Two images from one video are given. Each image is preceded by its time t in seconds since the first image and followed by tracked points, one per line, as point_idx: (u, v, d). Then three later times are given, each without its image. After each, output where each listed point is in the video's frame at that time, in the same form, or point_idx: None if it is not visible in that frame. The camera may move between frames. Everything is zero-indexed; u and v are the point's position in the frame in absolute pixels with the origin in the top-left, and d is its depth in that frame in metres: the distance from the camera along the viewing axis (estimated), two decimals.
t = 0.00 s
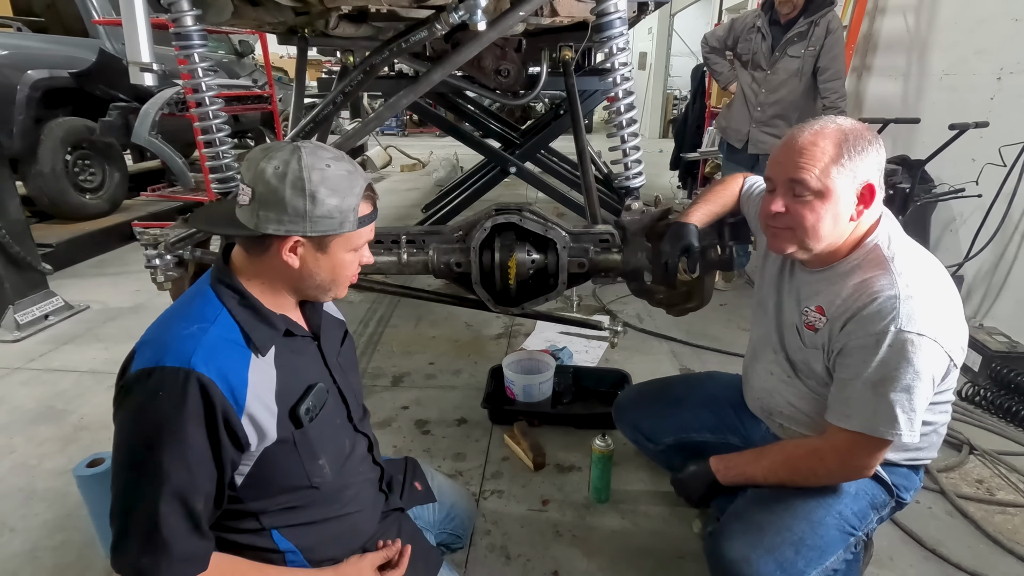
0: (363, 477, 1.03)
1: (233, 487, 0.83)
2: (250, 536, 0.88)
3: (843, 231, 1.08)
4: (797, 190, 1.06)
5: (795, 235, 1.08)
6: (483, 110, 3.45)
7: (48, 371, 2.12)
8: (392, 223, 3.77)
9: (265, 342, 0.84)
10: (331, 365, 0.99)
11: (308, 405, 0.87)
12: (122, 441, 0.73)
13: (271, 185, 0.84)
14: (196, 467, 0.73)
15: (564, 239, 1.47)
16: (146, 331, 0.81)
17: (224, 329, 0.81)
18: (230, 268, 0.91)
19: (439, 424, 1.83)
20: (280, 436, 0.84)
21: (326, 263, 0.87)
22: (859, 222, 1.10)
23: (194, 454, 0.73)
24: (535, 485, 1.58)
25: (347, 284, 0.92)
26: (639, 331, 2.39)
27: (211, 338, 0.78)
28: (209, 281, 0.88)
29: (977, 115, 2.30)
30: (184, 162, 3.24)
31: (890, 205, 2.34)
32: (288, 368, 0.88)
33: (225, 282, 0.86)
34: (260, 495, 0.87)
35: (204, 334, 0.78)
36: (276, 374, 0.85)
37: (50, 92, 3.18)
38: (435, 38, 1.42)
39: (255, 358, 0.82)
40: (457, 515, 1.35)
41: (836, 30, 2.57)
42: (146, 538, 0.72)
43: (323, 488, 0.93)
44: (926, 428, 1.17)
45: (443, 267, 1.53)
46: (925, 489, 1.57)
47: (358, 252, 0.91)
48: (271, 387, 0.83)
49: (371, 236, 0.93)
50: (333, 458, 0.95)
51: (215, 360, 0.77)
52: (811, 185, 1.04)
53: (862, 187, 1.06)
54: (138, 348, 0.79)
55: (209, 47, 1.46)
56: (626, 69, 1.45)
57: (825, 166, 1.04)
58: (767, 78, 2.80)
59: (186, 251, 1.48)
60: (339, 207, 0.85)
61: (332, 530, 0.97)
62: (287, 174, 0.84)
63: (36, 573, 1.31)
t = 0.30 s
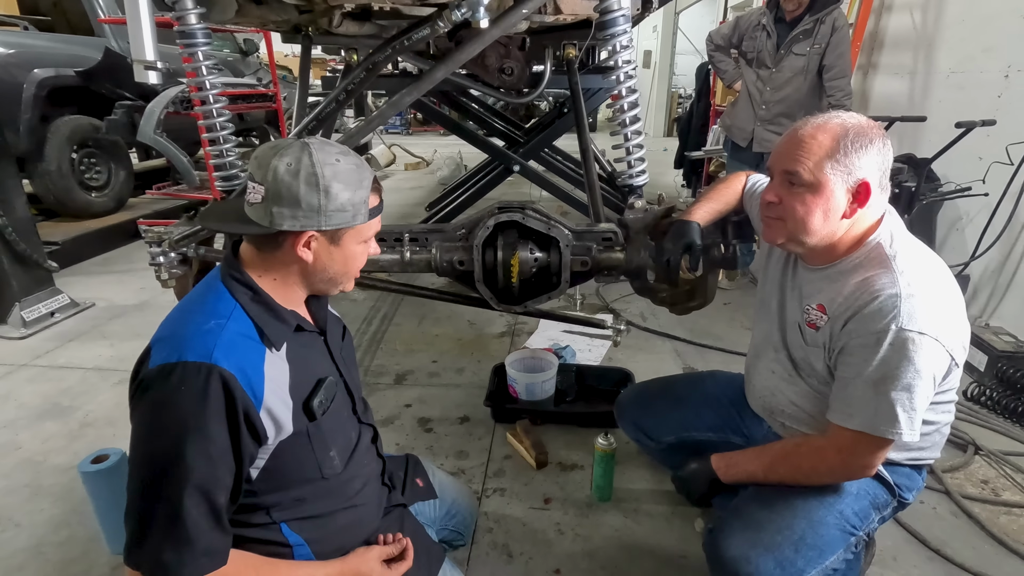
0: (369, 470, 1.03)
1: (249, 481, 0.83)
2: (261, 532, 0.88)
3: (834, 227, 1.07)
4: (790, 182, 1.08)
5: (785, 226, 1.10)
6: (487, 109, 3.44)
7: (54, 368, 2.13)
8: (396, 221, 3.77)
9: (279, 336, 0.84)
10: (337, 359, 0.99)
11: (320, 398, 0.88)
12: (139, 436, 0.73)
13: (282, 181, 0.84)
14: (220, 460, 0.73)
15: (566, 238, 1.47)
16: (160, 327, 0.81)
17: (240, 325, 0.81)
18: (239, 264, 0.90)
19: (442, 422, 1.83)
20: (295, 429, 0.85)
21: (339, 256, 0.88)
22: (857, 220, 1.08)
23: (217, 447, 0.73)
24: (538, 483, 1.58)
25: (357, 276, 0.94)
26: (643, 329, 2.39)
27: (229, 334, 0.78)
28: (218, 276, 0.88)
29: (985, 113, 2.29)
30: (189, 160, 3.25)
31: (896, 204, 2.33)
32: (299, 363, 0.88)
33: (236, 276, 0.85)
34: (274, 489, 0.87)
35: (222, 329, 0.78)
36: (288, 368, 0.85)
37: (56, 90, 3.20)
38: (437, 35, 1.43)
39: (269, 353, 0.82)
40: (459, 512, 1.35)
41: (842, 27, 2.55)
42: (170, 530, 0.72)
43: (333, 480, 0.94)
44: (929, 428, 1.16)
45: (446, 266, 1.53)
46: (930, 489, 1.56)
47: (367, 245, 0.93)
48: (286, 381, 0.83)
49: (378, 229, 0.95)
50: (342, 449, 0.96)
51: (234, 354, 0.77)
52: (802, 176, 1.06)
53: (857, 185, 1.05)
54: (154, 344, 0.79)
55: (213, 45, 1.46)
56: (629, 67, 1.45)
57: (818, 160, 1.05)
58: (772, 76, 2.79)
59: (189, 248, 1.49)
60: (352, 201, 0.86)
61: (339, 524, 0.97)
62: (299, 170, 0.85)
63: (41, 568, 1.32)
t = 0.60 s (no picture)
0: (369, 468, 1.03)
1: (248, 476, 0.83)
2: (260, 528, 0.88)
3: (837, 226, 1.06)
4: (793, 179, 1.08)
5: (788, 225, 1.09)
6: (490, 107, 3.44)
7: (57, 365, 2.14)
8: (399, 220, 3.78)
9: (278, 331, 0.84)
10: (337, 356, 0.99)
11: (319, 395, 0.88)
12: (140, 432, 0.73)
13: (260, 166, 0.84)
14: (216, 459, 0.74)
15: (567, 236, 1.47)
16: (161, 322, 0.81)
17: (239, 320, 0.81)
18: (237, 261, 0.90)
19: (443, 420, 1.83)
20: (294, 424, 0.85)
21: (331, 232, 0.89)
22: (859, 219, 1.08)
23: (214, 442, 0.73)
24: (538, 482, 1.58)
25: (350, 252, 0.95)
26: (644, 328, 2.38)
27: (228, 328, 0.78)
28: (218, 272, 0.88)
29: (989, 111, 2.28)
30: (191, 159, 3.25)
31: (899, 203, 2.31)
32: (299, 358, 0.88)
33: (235, 272, 0.86)
34: (273, 485, 0.87)
35: (221, 324, 0.78)
36: (287, 363, 0.85)
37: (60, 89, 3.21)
38: (436, 33, 1.44)
39: (268, 348, 0.82)
40: (459, 511, 1.35)
41: (846, 26, 2.55)
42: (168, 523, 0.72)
43: (333, 477, 0.94)
44: (932, 428, 1.16)
45: (447, 264, 1.53)
46: (932, 489, 1.55)
47: (353, 218, 0.94)
48: (285, 376, 0.83)
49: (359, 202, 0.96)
50: (341, 446, 0.96)
51: (234, 349, 0.77)
52: (805, 174, 1.05)
53: (859, 182, 1.04)
54: (154, 338, 0.79)
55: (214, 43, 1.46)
56: (630, 65, 1.45)
57: (821, 158, 1.04)
58: (775, 74, 2.78)
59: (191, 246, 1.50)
60: (331, 173, 0.88)
61: (336, 521, 0.97)
62: (274, 153, 0.85)
63: (43, 565, 1.32)
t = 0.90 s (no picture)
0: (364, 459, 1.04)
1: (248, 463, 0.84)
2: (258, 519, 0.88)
3: (831, 222, 1.07)
4: (788, 175, 1.08)
5: (783, 221, 1.09)
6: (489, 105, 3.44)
7: (56, 362, 2.15)
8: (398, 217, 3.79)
9: (270, 319, 0.85)
10: (330, 345, 1.00)
11: (314, 379, 0.89)
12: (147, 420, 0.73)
13: (223, 155, 0.86)
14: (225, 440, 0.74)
15: (563, 233, 1.48)
16: (155, 313, 0.81)
17: (233, 308, 0.82)
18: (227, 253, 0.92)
19: (440, 417, 1.84)
20: (291, 410, 0.85)
21: (281, 215, 0.86)
22: (853, 216, 1.08)
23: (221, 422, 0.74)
24: (535, 478, 1.58)
25: (315, 237, 0.89)
26: (643, 325, 2.39)
27: (223, 316, 0.79)
28: (208, 265, 0.88)
29: (987, 109, 2.28)
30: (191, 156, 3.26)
31: (897, 201, 2.31)
32: (292, 346, 0.89)
33: (226, 263, 0.86)
34: (272, 472, 0.87)
35: (216, 311, 0.79)
36: (281, 350, 0.86)
37: (59, 86, 3.21)
38: (432, 29, 1.45)
39: (262, 334, 0.83)
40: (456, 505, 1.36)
41: (843, 23, 2.55)
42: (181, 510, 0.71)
43: (330, 462, 0.94)
44: (926, 425, 1.16)
45: (444, 261, 1.53)
46: (927, 485, 1.56)
47: (315, 201, 0.88)
48: (280, 362, 0.84)
49: (327, 184, 0.90)
50: (338, 433, 0.96)
51: (230, 334, 0.78)
52: (799, 169, 1.05)
53: (853, 178, 1.04)
54: (149, 329, 0.80)
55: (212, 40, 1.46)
56: (627, 61, 1.45)
57: (816, 154, 1.04)
58: (774, 71, 2.78)
59: (188, 243, 1.51)
60: (276, 151, 0.84)
61: (335, 512, 0.97)
62: (228, 136, 0.86)
63: (43, 559, 1.33)
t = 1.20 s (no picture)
0: (358, 465, 1.02)
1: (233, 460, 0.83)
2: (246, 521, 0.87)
3: (834, 223, 1.06)
4: (790, 177, 1.08)
5: (785, 224, 1.09)
6: (488, 106, 3.44)
7: (54, 363, 2.14)
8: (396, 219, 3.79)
9: (259, 318, 0.85)
10: (325, 349, 0.99)
11: (303, 381, 0.88)
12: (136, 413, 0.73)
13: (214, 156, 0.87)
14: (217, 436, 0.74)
15: (561, 234, 1.48)
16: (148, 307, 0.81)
17: (222, 306, 0.81)
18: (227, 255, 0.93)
19: (439, 418, 1.84)
20: (276, 409, 0.84)
21: (240, 215, 0.83)
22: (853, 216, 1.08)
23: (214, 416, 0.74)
24: (534, 479, 1.58)
25: (271, 240, 0.83)
26: (641, 326, 2.39)
27: (209, 311, 0.79)
28: (203, 263, 0.88)
29: (984, 110, 2.29)
30: (189, 158, 3.25)
31: (894, 202, 2.32)
32: (281, 346, 0.88)
33: (220, 264, 0.86)
34: (258, 473, 0.86)
35: (203, 306, 0.78)
36: (269, 350, 0.85)
37: (57, 87, 3.21)
38: (430, 30, 1.45)
39: (250, 333, 0.83)
40: (455, 508, 1.34)
41: (841, 24, 2.55)
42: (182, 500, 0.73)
43: (319, 469, 0.92)
44: (925, 425, 1.16)
45: (443, 262, 1.53)
46: (926, 485, 1.56)
47: (273, 202, 0.82)
48: (266, 361, 0.84)
49: (288, 184, 0.83)
50: (328, 439, 0.94)
51: (216, 330, 0.78)
52: (806, 168, 1.04)
53: (859, 178, 1.05)
54: (139, 323, 0.80)
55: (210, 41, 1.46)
56: (625, 62, 1.45)
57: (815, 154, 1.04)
58: (772, 73, 2.78)
59: (186, 244, 1.51)
60: (234, 148, 0.82)
61: (326, 516, 0.96)
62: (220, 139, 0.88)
63: (40, 562, 1.33)
